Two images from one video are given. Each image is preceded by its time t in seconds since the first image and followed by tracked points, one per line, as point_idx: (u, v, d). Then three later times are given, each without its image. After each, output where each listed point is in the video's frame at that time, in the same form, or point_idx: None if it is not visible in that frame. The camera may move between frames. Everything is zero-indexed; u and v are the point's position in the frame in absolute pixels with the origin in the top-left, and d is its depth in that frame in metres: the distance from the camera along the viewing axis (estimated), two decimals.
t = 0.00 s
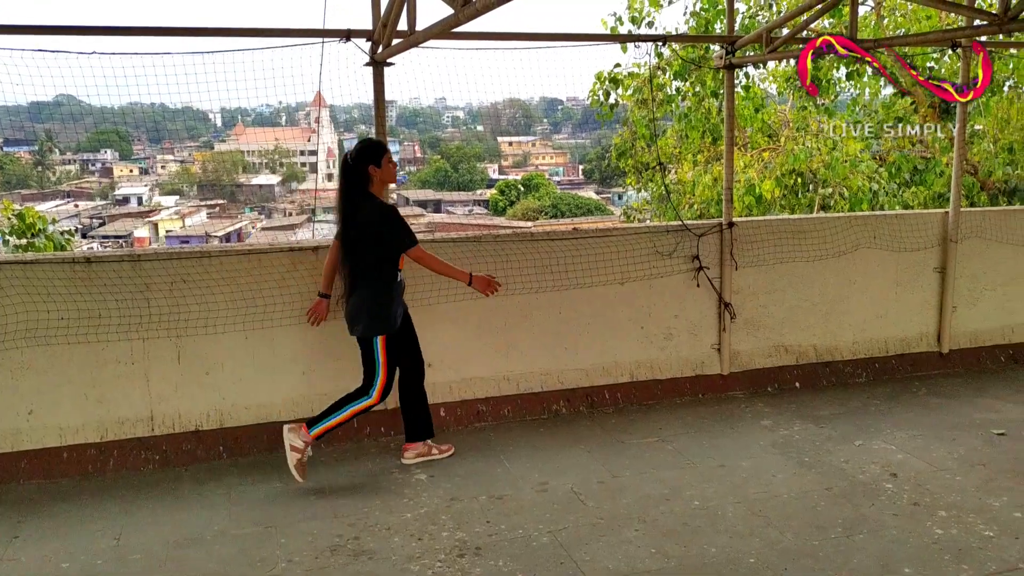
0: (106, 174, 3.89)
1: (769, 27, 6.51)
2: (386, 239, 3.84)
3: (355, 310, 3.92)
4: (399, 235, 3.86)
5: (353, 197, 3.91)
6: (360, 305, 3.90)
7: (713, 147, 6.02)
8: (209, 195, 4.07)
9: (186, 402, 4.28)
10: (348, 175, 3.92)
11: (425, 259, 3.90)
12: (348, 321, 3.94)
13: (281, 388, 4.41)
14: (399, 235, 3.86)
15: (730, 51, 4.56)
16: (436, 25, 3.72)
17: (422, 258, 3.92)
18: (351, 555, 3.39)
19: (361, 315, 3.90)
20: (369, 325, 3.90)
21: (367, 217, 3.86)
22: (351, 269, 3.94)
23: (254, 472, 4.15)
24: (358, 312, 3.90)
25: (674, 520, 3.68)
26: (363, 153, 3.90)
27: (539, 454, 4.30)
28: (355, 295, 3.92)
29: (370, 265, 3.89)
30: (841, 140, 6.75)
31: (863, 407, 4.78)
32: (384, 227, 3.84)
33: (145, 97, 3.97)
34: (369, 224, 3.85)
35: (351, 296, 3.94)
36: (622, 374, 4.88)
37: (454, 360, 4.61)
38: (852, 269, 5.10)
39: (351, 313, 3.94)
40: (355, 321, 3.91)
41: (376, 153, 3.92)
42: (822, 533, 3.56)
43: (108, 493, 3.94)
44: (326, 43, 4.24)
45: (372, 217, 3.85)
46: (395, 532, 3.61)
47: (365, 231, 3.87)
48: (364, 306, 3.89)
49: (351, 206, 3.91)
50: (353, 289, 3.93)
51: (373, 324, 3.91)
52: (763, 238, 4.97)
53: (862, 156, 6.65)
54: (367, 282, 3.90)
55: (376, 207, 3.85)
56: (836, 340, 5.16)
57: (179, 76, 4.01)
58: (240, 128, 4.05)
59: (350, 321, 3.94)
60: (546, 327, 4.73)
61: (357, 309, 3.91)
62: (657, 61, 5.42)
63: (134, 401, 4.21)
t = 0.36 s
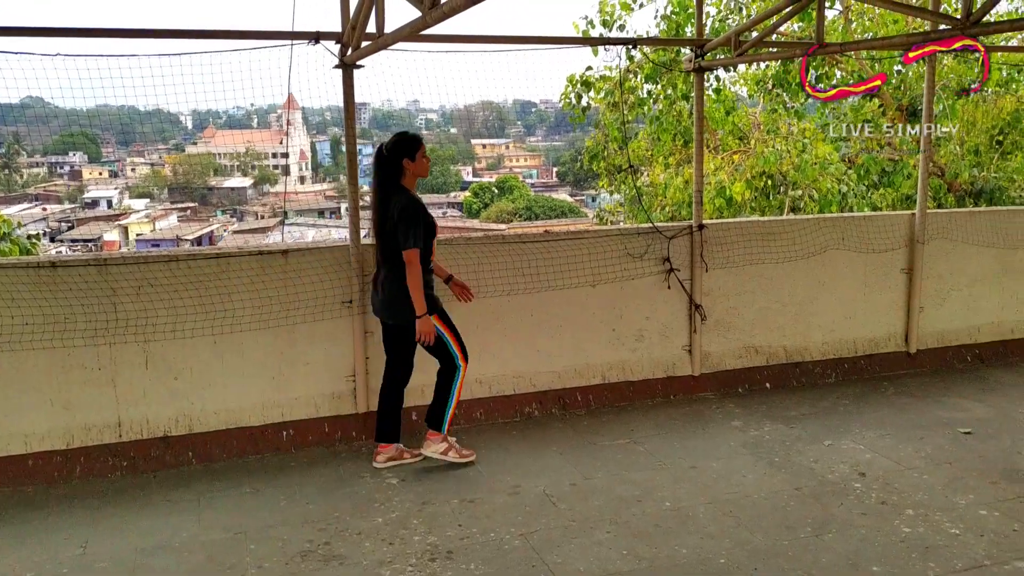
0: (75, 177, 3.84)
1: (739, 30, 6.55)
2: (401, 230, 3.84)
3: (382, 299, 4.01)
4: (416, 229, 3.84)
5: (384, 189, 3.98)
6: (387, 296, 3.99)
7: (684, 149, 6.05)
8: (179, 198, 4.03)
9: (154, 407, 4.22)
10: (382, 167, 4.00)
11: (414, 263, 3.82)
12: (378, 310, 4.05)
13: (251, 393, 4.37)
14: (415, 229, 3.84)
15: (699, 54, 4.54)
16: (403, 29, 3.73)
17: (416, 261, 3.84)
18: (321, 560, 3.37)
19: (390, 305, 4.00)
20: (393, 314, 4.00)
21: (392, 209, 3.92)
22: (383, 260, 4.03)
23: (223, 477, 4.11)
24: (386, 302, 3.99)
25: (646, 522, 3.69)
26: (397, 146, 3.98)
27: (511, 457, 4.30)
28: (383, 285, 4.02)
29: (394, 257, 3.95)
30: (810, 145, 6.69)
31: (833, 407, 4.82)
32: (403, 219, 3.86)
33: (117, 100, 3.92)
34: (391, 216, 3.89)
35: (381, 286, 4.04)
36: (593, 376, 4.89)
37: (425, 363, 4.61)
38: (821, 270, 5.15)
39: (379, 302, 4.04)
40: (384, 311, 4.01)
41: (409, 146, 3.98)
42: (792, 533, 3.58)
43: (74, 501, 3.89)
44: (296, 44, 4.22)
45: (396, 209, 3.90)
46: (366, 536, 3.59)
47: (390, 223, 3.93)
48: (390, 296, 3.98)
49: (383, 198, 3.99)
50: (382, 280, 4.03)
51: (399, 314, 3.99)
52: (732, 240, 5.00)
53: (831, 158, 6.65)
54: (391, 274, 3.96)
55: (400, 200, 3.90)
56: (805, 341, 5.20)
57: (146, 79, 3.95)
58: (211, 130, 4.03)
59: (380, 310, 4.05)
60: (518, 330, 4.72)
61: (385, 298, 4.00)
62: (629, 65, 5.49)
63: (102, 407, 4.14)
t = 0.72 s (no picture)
0: (39, 179, 3.81)
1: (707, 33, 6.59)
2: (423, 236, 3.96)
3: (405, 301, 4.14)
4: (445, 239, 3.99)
5: (420, 198, 4.11)
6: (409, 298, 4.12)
7: (653, 151, 6.09)
8: (145, 200, 3.99)
9: (119, 413, 4.17)
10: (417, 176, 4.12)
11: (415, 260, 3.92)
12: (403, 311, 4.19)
13: (218, 397, 4.32)
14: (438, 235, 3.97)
15: (665, 57, 4.54)
16: (369, 30, 3.73)
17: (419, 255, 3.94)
18: (289, 565, 3.34)
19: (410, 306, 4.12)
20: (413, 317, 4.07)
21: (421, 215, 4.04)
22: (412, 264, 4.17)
23: (190, 483, 4.06)
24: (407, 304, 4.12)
25: (615, 522, 3.70)
26: (431, 156, 4.07)
27: (481, 459, 4.29)
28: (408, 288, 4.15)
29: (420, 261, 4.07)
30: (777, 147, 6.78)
31: (800, 406, 4.87)
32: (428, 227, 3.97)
33: (78, 101, 3.85)
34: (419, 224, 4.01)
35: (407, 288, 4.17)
36: (563, 377, 4.88)
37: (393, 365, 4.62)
38: (787, 271, 5.20)
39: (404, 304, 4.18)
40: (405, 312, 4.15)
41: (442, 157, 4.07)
42: (759, 531, 3.61)
43: (36, 508, 3.82)
44: (260, 46, 4.21)
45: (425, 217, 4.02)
46: (334, 541, 3.56)
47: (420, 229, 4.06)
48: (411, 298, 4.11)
49: (417, 206, 4.12)
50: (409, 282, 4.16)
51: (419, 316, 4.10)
52: (699, 241, 5.03)
53: (797, 159, 6.69)
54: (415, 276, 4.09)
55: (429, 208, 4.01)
56: (772, 341, 5.25)
57: (109, 79, 3.88)
58: (178, 132, 3.99)
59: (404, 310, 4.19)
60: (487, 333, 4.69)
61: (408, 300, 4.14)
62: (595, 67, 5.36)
63: (65, 413, 4.08)
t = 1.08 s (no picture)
0: None
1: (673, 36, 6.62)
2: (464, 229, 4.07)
3: (447, 296, 4.24)
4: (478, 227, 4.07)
5: (453, 190, 4.24)
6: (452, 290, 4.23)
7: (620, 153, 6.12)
8: (108, 203, 3.93)
9: (80, 418, 4.08)
10: (449, 170, 4.25)
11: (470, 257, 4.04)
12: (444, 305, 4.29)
13: (183, 402, 4.26)
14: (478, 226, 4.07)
15: (631, 58, 4.55)
16: (331, 30, 3.71)
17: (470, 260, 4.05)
18: (255, 571, 3.30)
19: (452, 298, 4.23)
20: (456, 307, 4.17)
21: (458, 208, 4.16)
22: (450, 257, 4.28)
23: (153, 489, 4.00)
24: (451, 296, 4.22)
25: (583, 523, 3.71)
26: (461, 149, 4.21)
27: (448, 461, 4.27)
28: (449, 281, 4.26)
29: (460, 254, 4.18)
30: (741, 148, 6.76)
31: (765, 405, 4.91)
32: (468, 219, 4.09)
33: (40, 101, 3.80)
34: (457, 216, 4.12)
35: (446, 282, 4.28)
36: (531, 378, 4.86)
37: (361, 368, 4.58)
38: (752, 271, 5.24)
39: (445, 298, 4.29)
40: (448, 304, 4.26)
41: (473, 149, 4.20)
42: (725, 530, 3.64)
43: None
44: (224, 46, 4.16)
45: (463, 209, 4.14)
46: (301, 546, 3.53)
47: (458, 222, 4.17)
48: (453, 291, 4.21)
49: (451, 198, 4.25)
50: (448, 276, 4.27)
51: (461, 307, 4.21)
52: (665, 241, 5.05)
53: (762, 160, 6.70)
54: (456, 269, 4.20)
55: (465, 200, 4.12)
56: (738, 340, 5.29)
57: (70, 80, 3.84)
58: (143, 133, 3.94)
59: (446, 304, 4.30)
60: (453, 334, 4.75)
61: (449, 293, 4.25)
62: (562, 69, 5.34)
63: (24, 419, 3.99)
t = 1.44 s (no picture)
0: None
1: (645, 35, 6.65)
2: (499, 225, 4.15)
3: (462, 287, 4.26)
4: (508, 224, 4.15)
5: (469, 183, 4.23)
6: (473, 285, 4.23)
7: (593, 153, 6.14)
8: (78, 203, 3.90)
9: (47, 422, 4.01)
10: (466, 163, 4.24)
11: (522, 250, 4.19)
12: (460, 299, 4.28)
13: (152, 406, 4.20)
14: (509, 223, 4.18)
15: (602, 59, 4.56)
16: (300, 30, 3.69)
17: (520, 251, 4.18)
18: None
19: (473, 293, 4.23)
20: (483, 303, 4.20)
21: (482, 203, 4.18)
22: (465, 250, 4.27)
23: (121, 493, 3.94)
24: (471, 291, 4.22)
25: (556, 523, 3.71)
26: (481, 144, 4.23)
27: (421, 463, 4.25)
28: (467, 275, 4.26)
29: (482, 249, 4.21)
30: (715, 148, 6.81)
31: (737, 403, 4.94)
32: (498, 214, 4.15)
33: (7, 100, 3.74)
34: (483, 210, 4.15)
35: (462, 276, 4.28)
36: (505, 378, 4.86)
37: (333, 370, 4.54)
38: (724, 270, 5.27)
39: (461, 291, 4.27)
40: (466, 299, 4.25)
41: (493, 144, 4.24)
42: (698, 528, 3.65)
43: None
44: (191, 46, 4.12)
45: (489, 205, 4.17)
46: (272, 549, 3.50)
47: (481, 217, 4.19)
48: (474, 287, 4.21)
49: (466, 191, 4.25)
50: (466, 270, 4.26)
51: (483, 302, 4.24)
52: (637, 241, 5.06)
53: (734, 160, 6.73)
54: (478, 264, 4.22)
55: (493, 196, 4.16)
56: (710, 339, 5.32)
57: (35, 80, 3.77)
58: (113, 133, 3.91)
59: (461, 298, 4.29)
60: (425, 335, 4.73)
61: (467, 288, 4.24)
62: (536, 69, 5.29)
63: None
